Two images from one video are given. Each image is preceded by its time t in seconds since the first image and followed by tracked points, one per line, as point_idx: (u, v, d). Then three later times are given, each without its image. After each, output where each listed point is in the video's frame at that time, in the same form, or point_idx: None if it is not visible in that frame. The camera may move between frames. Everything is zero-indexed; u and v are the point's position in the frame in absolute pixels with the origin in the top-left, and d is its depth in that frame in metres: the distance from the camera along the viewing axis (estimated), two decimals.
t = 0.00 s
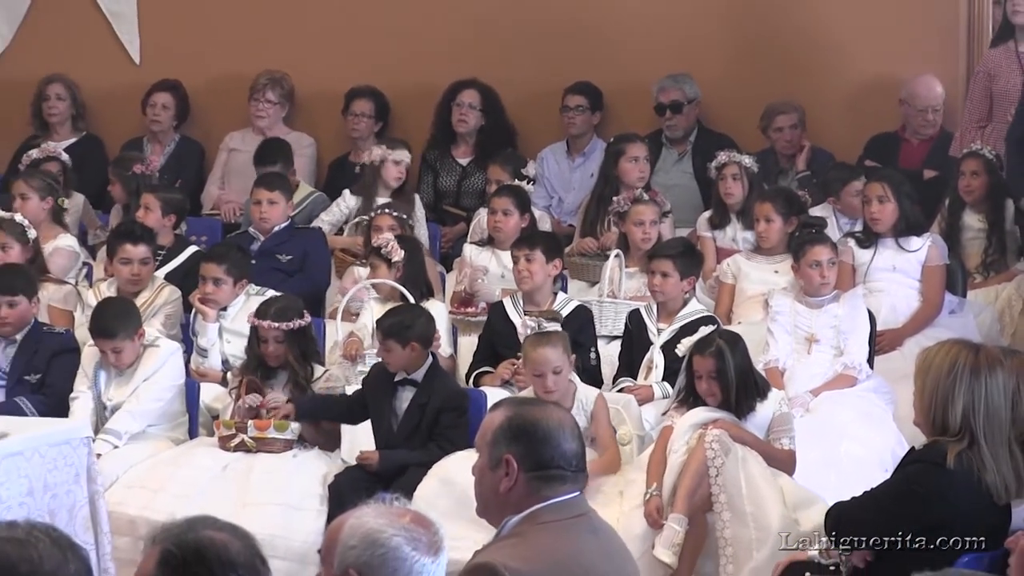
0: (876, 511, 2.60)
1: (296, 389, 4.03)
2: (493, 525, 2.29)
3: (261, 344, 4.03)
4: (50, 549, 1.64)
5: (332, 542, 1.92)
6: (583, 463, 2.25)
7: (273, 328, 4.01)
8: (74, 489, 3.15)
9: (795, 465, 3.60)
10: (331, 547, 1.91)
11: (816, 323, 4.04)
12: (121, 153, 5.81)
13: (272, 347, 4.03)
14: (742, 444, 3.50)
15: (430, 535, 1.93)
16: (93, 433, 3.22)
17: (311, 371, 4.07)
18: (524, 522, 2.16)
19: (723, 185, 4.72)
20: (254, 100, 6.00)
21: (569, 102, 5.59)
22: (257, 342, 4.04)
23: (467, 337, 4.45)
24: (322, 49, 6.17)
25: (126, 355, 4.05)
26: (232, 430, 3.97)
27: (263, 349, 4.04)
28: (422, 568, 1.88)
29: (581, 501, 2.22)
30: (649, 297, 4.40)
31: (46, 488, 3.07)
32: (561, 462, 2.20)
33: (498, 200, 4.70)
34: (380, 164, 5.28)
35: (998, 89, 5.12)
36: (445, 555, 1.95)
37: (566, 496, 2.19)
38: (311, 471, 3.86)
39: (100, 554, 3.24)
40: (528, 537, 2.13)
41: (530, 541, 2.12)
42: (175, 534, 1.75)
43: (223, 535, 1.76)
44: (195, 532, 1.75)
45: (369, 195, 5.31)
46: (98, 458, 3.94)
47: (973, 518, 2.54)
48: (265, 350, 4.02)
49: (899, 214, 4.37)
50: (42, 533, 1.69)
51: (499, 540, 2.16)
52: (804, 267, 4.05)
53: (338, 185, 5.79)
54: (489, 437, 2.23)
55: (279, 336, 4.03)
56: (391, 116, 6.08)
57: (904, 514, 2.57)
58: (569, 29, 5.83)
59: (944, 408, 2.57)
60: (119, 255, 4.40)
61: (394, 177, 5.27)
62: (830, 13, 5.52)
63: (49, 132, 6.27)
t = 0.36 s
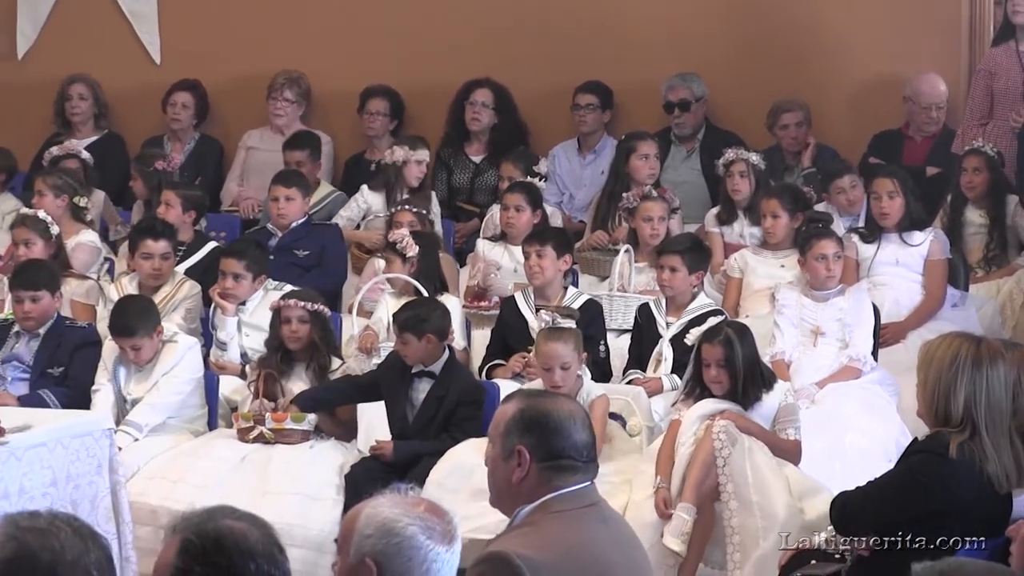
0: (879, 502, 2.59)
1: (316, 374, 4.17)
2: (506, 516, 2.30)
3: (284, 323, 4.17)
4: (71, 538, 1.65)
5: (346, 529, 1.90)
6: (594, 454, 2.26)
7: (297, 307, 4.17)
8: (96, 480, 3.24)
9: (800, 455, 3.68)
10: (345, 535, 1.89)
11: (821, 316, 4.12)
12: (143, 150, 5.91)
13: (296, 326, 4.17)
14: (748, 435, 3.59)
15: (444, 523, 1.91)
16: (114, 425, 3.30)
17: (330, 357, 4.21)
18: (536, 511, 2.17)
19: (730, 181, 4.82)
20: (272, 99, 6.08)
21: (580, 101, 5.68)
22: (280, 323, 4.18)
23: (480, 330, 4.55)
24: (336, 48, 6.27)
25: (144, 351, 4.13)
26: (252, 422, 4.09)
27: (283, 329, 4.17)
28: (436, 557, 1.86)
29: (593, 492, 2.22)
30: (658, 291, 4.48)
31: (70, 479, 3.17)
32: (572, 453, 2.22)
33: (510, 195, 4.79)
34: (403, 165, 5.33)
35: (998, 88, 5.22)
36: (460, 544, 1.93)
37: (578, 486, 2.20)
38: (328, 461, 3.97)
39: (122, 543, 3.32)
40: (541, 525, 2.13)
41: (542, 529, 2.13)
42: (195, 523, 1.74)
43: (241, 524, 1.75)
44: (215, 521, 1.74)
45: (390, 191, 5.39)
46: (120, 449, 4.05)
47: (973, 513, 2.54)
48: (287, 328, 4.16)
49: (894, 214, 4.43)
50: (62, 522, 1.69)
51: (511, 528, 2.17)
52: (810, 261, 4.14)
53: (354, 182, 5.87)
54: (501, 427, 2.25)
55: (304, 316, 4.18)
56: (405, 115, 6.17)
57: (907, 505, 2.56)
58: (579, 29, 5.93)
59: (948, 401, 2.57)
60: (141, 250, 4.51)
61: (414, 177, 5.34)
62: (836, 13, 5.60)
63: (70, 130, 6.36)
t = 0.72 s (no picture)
0: (879, 498, 2.65)
1: (334, 369, 4.31)
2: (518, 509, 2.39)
3: (302, 316, 4.31)
4: (94, 532, 1.75)
5: (361, 522, 1.98)
6: (602, 450, 2.35)
7: (316, 299, 4.32)
8: (120, 474, 3.37)
9: (803, 451, 3.80)
10: (360, 527, 1.97)
11: (823, 317, 4.25)
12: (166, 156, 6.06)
13: (315, 317, 4.31)
14: (753, 432, 3.71)
15: (457, 517, 1.99)
16: (137, 422, 3.43)
17: (347, 353, 4.35)
18: (547, 505, 2.27)
19: (735, 186, 4.91)
20: (292, 104, 6.22)
21: (589, 107, 5.81)
22: (299, 315, 4.32)
23: (492, 329, 4.69)
24: (352, 55, 6.40)
25: (166, 350, 4.26)
26: (273, 419, 4.21)
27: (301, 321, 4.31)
28: (449, 550, 1.94)
29: (603, 488, 2.32)
30: (664, 291, 4.60)
31: (94, 474, 3.29)
32: (582, 449, 2.31)
33: (522, 199, 4.92)
34: (414, 174, 5.46)
35: (996, 95, 5.31)
36: (472, 539, 2.02)
37: (589, 481, 2.29)
38: (345, 457, 4.11)
39: (145, 537, 3.44)
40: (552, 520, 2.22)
41: (552, 521, 2.21)
42: (216, 517, 1.82)
43: (261, 518, 1.83)
44: (235, 515, 1.82)
45: (405, 199, 5.51)
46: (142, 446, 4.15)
47: (967, 513, 2.61)
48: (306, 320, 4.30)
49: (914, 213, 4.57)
50: (87, 516, 1.80)
51: (523, 521, 2.26)
52: (811, 261, 4.27)
53: (370, 186, 6.00)
54: (513, 425, 2.34)
55: (322, 308, 4.32)
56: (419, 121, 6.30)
57: (906, 498, 2.62)
58: (590, 37, 6.06)
59: (944, 400, 2.64)
60: (164, 251, 4.66)
61: (428, 185, 5.46)
62: (841, 22, 5.74)
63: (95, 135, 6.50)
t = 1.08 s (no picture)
0: (882, 492, 2.69)
1: (356, 370, 4.46)
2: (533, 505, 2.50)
3: (330, 317, 4.48)
4: (123, 527, 1.80)
5: (381, 520, 2.04)
6: (614, 448, 2.46)
7: (345, 302, 4.49)
8: (147, 471, 3.48)
9: (809, 449, 3.92)
10: (380, 525, 2.03)
11: (828, 318, 4.36)
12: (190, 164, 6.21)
13: (342, 319, 4.48)
14: (760, 431, 3.83)
15: (474, 514, 2.07)
16: (164, 420, 3.53)
17: (367, 354, 4.50)
18: (560, 501, 2.38)
19: (743, 192, 5.05)
20: (313, 113, 6.35)
21: (601, 115, 5.93)
22: (327, 316, 4.48)
23: (507, 331, 4.81)
24: (371, 65, 6.54)
25: (190, 349, 4.37)
26: (294, 417, 4.34)
27: (328, 321, 4.47)
28: (466, 545, 2.00)
29: (614, 484, 2.42)
30: (675, 294, 4.70)
31: (123, 470, 3.41)
32: (594, 447, 2.42)
33: (536, 204, 5.05)
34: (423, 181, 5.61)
35: (998, 103, 5.41)
36: (487, 534, 2.09)
37: (601, 478, 2.40)
38: (365, 455, 4.25)
39: (171, 532, 3.54)
40: (567, 516, 2.33)
41: (566, 517, 2.33)
42: (240, 513, 1.86)
43: (284, 514, 1.87)
44: (259, 511, 1.86)
45: (418, 205, 5.65)
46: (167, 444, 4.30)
47: (969, 510, 2.66)
48: (333, 321, 4.46)
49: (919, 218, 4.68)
50: (115, 512, 1.85)
51: (537, 517, 2.38)
52: (814, 264, 4.40)
53: (388, 192, 6.13)
54: (528, 424, 2.45)
55: (348, 311, 4.49)
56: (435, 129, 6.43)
57: (910, 494, 2.67)
58: (602, 46, 6.18)
59: (947, 398, 2.70)
60: (189, 257, 4.82)
61: (438, 189, 5.59)
62: (849, 33, 5.85)
63: (122, 144, 6.66)
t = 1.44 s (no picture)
0: (888, 491, 2.78)
1: (377, 371, 4.60)
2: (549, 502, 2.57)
3: (351, 321, 4.58)
4: (151, 523, 1.86)
5: (402, 514, 2.08)
6: (628, 446, 2.52)
7: (366, 308, 4.59)
8: (174, 469, 3.53)
9: (817, 448, 4.03)
10: (401, 519, 2.08)
11: (836, 321, 4.48)
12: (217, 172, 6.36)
13: (362, 324, 4.58)
14: (769, 430, 3.95)
15: (492, 510, 2.11)
16: (192, 419, 3.58)
17: (388, 356, 4.63)
18: (576, 499, 2.45)
19: (753, 198, 5.17)
20: (336, 121, 6.51)
21: (616, 123, 6.06)
22: (348, 321, 4.59)
23: (524, 333, 4.94)
24: (390, 74, 6.68)
25: (219, 347, 4.50)
26: (317, 415, 4.49)
27: (349, 326, 4.58)
28: (485, 541, 2.05)
29: (627, 482, 2.49)
30: (688, 296, 4.85)
31: (151, 468, 3.47)
32: (608, 445, 2.48)
33: (552, 210, 5.18)
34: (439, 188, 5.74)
35: (1002, 112, 5.52)
36: (505, 531, 2.13)
37: (615, 476, 2.47)
38: (386, 453, 4.38)
39: (199, 527, 3.60)
40: (583, 514, 2.40)
41: (581, 514, 2.41)
42: (265, 510, 1.86)
43: (308, 511, 1.87)
44: (283, 508, 1.86)
45: (435, 211, 5.78)
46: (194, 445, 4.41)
47: (972, 509, 2.76)
48: (355, 325, 4.56)
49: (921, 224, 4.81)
50: (146, 508, 1.91)
51: (554, 513, 2.46)
52: (822, 269, 4.51)
53: (408, 198, 6.26)
54: (544, 424, 2.52)
55: (370, 316, 4.59)
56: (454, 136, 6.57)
57: (916, 492, 2.76)
58: (616, 56, 6.31)
59: (951, 399, 2.79)
60: (219, 258, 5.02)
61: (454, 197, 5.73)
62: (860, 43, 5.96)
63: (150, 151, 6.82)
